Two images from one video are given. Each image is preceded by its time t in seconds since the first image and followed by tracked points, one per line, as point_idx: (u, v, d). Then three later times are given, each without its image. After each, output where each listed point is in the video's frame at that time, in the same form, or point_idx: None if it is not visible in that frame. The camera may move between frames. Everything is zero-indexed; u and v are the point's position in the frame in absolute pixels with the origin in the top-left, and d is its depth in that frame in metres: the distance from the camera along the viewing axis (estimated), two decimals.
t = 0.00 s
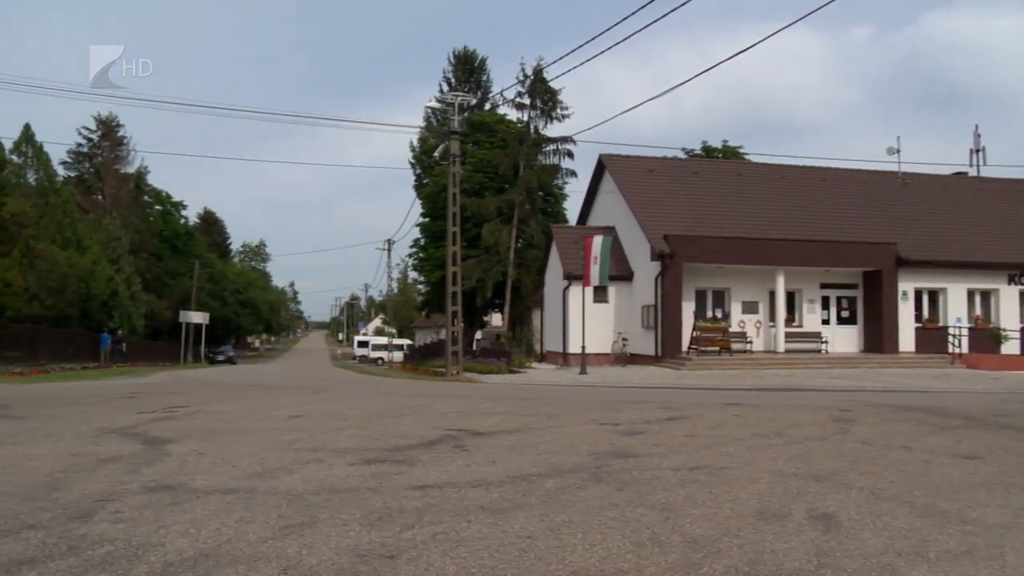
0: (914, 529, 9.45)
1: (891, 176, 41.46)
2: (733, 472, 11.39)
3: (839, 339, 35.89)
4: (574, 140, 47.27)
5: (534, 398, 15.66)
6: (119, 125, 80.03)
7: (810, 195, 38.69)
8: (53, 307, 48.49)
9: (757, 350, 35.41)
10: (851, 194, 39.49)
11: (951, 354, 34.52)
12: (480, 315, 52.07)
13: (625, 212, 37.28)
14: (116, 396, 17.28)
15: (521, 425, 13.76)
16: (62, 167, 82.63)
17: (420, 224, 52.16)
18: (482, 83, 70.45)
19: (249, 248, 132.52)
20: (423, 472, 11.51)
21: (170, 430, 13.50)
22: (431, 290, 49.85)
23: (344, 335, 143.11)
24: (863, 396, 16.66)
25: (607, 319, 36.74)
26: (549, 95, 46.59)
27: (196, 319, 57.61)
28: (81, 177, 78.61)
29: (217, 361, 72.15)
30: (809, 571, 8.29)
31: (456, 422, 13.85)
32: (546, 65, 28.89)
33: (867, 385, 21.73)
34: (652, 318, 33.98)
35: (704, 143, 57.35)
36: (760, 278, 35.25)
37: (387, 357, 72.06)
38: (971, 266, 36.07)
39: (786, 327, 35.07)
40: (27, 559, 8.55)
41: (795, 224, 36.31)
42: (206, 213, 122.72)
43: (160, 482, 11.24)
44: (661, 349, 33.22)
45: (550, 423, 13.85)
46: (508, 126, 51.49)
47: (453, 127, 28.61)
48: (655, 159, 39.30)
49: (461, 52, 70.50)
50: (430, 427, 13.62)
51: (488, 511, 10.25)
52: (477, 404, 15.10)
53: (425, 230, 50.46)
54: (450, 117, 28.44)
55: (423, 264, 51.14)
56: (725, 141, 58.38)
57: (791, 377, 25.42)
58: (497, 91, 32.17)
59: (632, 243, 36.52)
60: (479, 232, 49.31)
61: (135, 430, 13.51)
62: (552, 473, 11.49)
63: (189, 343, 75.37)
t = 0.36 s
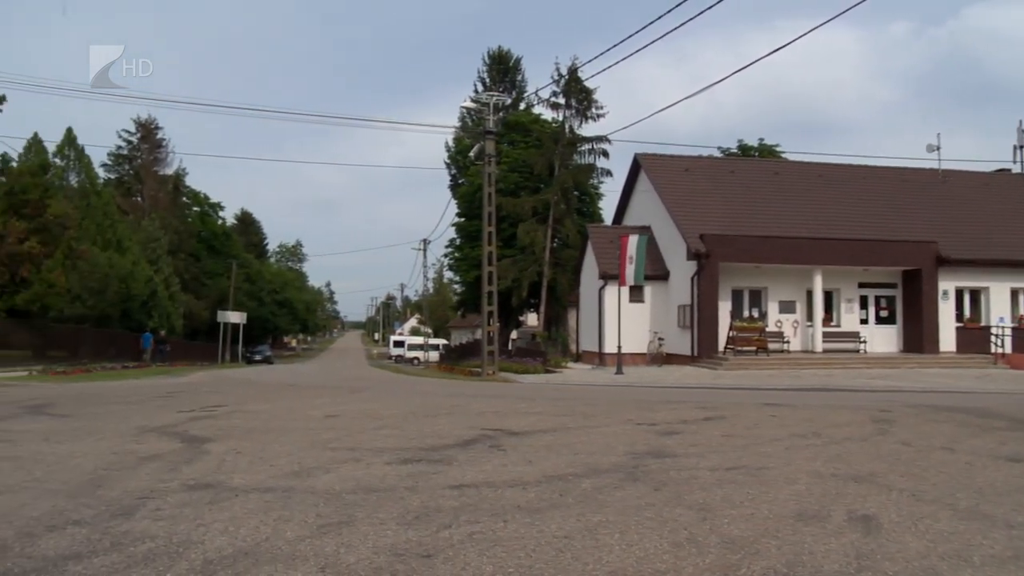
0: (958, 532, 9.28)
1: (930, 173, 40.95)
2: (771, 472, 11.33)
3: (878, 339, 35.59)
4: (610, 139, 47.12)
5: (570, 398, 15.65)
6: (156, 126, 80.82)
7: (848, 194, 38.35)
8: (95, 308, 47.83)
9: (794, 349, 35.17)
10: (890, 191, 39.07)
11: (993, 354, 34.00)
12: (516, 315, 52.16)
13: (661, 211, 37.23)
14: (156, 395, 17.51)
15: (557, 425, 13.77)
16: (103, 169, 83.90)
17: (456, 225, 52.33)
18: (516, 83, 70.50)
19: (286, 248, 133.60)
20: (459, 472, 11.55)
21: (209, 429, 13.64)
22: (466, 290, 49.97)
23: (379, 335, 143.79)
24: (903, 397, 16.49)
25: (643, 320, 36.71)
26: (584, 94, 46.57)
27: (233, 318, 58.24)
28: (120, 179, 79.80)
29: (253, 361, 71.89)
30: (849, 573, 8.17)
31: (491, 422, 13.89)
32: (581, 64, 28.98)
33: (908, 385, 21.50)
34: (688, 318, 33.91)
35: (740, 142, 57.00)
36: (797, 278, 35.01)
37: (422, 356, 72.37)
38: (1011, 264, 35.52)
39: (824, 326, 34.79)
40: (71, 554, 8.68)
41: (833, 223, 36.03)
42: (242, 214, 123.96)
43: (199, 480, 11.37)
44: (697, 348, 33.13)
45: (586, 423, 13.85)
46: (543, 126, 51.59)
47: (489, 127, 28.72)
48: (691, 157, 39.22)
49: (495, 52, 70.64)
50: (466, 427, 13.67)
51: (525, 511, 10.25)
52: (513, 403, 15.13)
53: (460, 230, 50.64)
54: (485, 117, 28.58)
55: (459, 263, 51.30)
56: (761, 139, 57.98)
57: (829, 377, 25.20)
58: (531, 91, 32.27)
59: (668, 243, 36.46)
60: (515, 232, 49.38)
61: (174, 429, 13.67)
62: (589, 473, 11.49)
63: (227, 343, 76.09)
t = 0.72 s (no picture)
0: (999, 536, 9.13)
1: (970, 171, 40.37)
2: (807, 473, 11.25)
3: (916, 339, 35.27)
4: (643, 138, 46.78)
5: (604, 398, 15.65)
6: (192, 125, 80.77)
7: (886, 192, 37.96)
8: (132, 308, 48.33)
9: (830, 349, 34.94)
10: (928, 189, 38.58)
11: None
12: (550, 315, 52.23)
13: (695, 210, 37.13)
14: (193, 394, 17.71)
15: (592, 425, 13.77)
16: (140, 171, 84.78)
17: (489, 225, 52.44)
18: (549, 83, 70.52)
19: (319, 249, 134.65)
20: (494, 472, 11.58)
21: (245, 428, 13.79)
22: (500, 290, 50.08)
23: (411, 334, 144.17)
24: (944, 398, 16.30)
25: (678, 320, 36.57)
26: (617, 93, 46.30)
27: (267, 318, 58.74)
28: (157, 181, 80.51)
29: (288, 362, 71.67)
30: None
31: (526, 422, 13.93)
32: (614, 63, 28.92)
33: (949, 386, 21.23)
34: (723, 318, 33.74)
35: (774, 140, 56.67)
36: (833, 277, 34.73)
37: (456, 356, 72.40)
38: None
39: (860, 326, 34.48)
40: (113, 550, 8.80)
41: (869, 222, 35.70)
42: (277, 214, 125.10)
43: (236, 479, 11.48)
44: (732, 348, 32.95)
45: (620, 423, 13.84)
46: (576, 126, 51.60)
47: (522, 127, 28.76)
48: (725, 156, 39.07)
49: (528, 52, 70.68)
50: (501, 427, 13.71)
51: (560, 511, 10.24)
52: (547, 403, 15.14)
53: (494, 230, 50.77)
54: (519, 117, 28.61)
55: (492, 263, 51.43)
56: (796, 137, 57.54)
57: (866, 378, 24.96)
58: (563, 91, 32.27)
59: (703, 242, 36.34)
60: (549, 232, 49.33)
61: (211, 428, 13.83)
62: (623, 473, 11.49)
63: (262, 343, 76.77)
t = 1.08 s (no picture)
0: None
1: (1006, 167, 39.78)
2: (840, 474, 11.16)
3: (950, 338, 34.88)
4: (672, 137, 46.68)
5: (635, 397, 15.63)
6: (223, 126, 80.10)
7: (919, 189, 37.56)
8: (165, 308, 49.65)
9: (863, 348, 34.66)
10: (963, 187, 38.08)
11: None
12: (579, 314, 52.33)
13: (725, 209, 37.01)
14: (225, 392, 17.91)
15: (622, 424, 13.76)
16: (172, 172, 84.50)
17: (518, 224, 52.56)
18: (579, 81, 70.34)
19: (350, 248, 135.34)
20: (524, 471, 11.61)
21: (277, 426, 13.91)
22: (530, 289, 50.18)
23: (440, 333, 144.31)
24: (981, 398, 16.10)
25: (708, 319, 36.42)
26: (647, 92, 46.16)
27: (298, 318, 59.10)
28: (189, 181, 79.45)
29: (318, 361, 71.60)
30: None
31: (556, 421, 13.95)
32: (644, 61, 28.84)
33: (985, 386, 20.97)
34: (753, 317, 33.55)
35: (805, 138, 56.20)
36: (865, 276, 34.43)
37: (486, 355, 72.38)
38: None
39: (893, 325, 34.17)
40: (147, 547, 8.90)
41: (902, 220, 35.36)
42: (308, 214, 125.83)
43: (267, 477, 11.57)
44: (762, 348, 32.77)
45: (651, 422, 13.82)
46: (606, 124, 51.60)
47: (552, 126, 28.79)
48: (756, 155, 38.91)
49: (557, 51, 70.56)
50: (531, 426, 13.73)
51: (590, 510, 10.22)
52: (577, 403, 15.14)
53: (523, 230, 50.87)
54: (548, 116, 28.64)
55: (521, 262, 51.54)
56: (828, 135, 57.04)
57: (899, 378, 24.71)
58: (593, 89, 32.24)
59: (733, 241, 36.18)
60: (578, 230, 49.49)
61: (243, 426, 13.96)
62: (654, 473, 11.46)
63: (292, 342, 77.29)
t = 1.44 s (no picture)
0: None
1: None
2: (864, 472, 11.10)
3: (976, 335, 34.56)
4: (694, 133, 46.35)
5: (657, 394, 15.61)
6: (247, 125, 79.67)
7: (944, 185, 37.22)
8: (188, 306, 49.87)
9: (886, 345, 34.43)
10: (989, 183, 37.64)
11: None
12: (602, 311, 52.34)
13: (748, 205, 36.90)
14: (249, 389, 18.04)
15: (644, 421, 13.76)
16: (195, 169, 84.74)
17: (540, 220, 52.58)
18: (601, 78, 70.15)
19: (373, 246, 135.94)
20: (546, 468, 11.63)
21: (300, 423, 14.00)
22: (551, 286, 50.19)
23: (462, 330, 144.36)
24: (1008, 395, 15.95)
25: (731, 316, 36.32)
26: (669, 88, 45.90)
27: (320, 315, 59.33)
28: (212, 179, 79.01)
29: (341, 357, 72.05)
30: None
31: (578, 418, 13.95)
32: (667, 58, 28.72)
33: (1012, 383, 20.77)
34: (776, 315, 33.41)
35: (828, 133, 55.80)
36: (889, 273, 34.21)
37: (507, 352, 72.36)
38: None
39: (917, 322, 33.92)
40: (172, 542, 8.98)
41: (928, 216, 35.06)
42: (330, 211, 126.24)
43: (290, 473, 11.64)
44: (785, 345, 32.65)
45: (673, 419, 13.81)
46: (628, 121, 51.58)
47: (573, 123, 28.74)
48: (779, 151, 38.78)
49: (579, 47, 70.41)
50: (553, 422, 13.75)
51: (612, 507, 10.22)
52: (600, 400, 15.14)
53: (545, 226, 50.85)
54: (570, 113, 28.58)
55: (543, 259, 51.58)
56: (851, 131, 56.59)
57: (922, 376, 24.55)
58: (616, 85, 32.15)
59: (756, 237, 36.08)
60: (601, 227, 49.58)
61: (267, 423, 14.06)
62: (677, 470, 11.46)
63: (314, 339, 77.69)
